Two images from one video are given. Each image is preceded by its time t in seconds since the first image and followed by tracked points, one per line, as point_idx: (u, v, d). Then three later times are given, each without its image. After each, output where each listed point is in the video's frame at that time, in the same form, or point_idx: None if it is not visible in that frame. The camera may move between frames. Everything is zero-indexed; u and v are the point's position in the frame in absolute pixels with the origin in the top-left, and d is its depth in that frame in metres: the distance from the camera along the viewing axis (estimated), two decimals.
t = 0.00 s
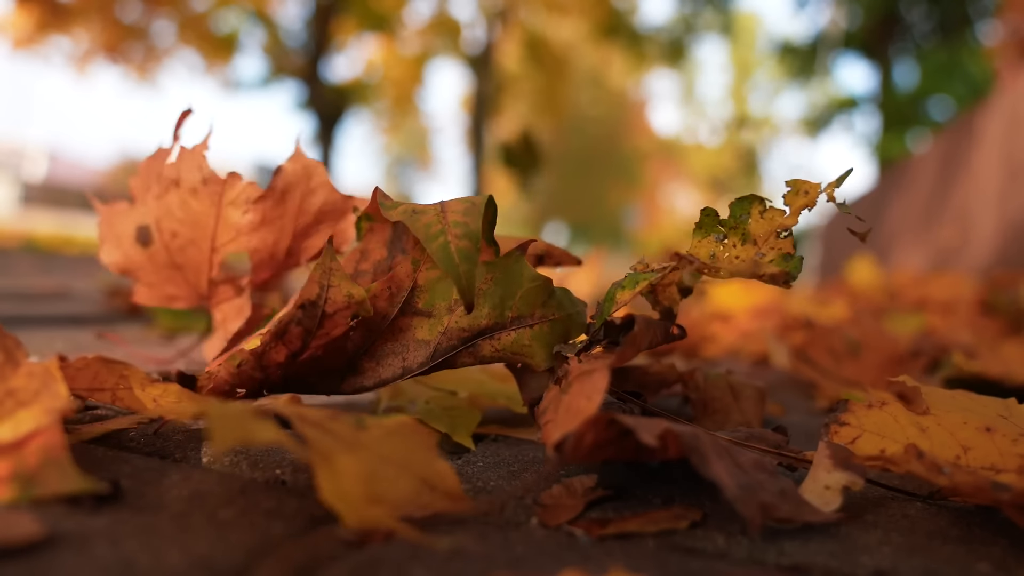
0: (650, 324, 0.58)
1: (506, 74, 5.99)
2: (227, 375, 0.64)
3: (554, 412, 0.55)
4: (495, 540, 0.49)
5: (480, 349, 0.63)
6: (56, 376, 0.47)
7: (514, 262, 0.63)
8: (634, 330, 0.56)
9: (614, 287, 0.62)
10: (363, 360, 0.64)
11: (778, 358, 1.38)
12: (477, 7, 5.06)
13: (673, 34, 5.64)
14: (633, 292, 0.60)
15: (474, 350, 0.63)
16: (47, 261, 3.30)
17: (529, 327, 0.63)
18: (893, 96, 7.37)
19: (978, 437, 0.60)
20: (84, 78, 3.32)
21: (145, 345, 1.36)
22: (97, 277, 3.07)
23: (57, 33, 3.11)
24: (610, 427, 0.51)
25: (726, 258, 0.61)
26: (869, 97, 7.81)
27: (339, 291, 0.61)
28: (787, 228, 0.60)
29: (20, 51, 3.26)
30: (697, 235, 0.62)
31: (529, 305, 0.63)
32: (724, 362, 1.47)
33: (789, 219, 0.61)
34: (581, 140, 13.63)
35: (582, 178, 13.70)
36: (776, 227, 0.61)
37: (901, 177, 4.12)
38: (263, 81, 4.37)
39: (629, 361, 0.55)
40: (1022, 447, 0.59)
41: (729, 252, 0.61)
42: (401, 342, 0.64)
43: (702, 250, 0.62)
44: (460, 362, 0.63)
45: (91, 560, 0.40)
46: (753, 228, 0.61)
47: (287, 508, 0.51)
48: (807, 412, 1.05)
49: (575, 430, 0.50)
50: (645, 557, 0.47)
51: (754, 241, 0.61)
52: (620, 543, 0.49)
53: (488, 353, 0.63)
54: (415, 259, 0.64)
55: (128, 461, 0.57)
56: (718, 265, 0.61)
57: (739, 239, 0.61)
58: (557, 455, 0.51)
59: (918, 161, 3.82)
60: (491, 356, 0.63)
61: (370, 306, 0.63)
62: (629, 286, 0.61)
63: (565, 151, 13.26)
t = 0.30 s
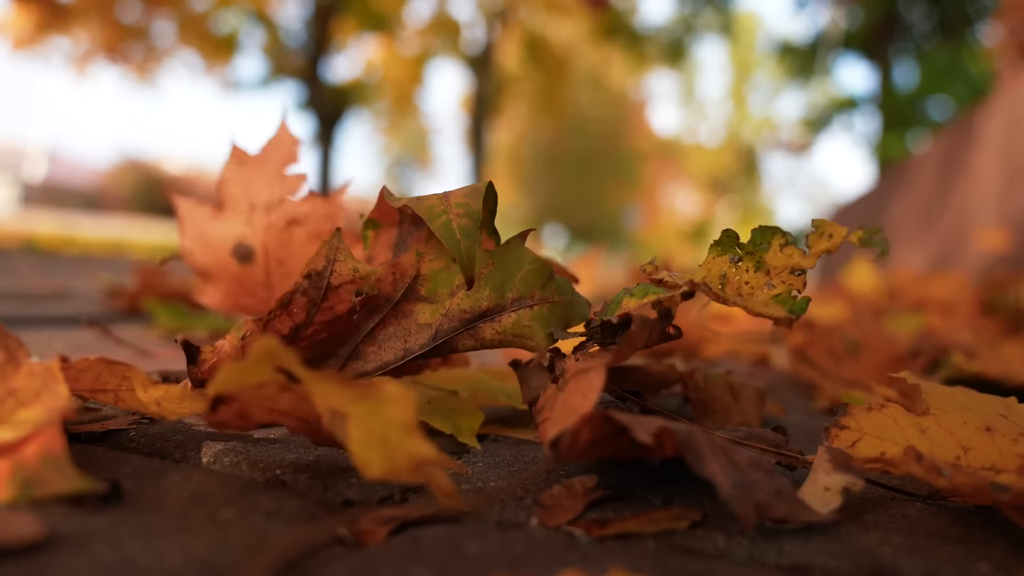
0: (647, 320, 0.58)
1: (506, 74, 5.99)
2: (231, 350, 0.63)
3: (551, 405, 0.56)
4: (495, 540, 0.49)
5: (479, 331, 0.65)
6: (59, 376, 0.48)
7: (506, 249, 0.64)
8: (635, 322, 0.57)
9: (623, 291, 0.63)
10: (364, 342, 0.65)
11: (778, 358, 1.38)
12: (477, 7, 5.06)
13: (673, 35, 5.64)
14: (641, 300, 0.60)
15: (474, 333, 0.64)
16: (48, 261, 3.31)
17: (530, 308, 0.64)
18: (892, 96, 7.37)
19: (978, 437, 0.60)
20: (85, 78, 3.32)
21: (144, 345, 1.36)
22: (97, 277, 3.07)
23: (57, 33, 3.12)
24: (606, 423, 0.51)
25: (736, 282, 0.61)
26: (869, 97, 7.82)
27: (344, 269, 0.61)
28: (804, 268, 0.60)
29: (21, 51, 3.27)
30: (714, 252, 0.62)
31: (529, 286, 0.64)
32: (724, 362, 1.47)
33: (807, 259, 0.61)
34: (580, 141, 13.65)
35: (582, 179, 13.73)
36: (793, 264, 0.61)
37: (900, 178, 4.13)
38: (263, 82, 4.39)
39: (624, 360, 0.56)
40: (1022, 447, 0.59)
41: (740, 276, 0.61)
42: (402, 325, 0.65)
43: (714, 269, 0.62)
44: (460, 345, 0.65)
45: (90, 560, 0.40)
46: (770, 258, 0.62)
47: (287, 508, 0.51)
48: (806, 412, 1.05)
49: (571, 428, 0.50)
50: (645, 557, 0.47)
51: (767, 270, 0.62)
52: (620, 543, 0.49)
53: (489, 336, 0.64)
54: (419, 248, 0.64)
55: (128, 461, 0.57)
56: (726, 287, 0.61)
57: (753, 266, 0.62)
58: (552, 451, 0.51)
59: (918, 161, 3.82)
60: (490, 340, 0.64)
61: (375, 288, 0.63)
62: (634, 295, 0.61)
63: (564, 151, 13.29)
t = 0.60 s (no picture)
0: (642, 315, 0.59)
1: (506, 75, 6.00)
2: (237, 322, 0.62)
3: (552, 407, 0.55)
4: (496, 540, 0.49)
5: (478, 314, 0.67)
6: (57, 376, 0.48)
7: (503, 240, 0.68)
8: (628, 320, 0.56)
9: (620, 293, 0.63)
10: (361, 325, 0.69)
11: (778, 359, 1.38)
12: (477, 8, 5.06)
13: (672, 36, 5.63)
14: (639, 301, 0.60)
15: (473, 314, 0.67)
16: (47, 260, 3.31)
17: (527, 289, 0.68)
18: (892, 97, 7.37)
19: (978, 437, 0.60)
20: (84, 79, 3.32)
21: (144, 344, 1.36)
22: (97, 277, 3.07)
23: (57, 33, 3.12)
24: (608, 427, 0.51)
25: (733, 301, 0.63)
26: (869, 97, 7.80)
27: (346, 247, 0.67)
28: (801, 312, 0.62)
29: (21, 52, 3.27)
30: (723, 265, 0.63)
31: (527, 269, 0.68)
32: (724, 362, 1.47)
33: (809, 307, 0.62)
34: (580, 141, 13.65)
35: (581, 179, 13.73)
36: (792, 306, 0.62)
37: (901, 178, 4.12)
38: (263, 82, 4.39)
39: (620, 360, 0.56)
40: (1022, 447, 0.59)
41: (737, 296, 0.63)
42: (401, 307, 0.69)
43: (716, 281, 0.63)
44: (459, 326, 0.67)
45: (89, 561, 0.40)
46: (773, 290, 0.63)
47: (287, 508, 0.51)
48: (806, 412, 1.06)
49: (572, 432, 0.50)
50: (646, 558, 0.47)
51: (766, 299, 0.63)
52: (620, 544, 0.49)
53: (486, 318, 0.67)
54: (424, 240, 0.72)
55: (129, 460, 0.57)
56: (722, 306, 0.63)
57: (754, 292, 0.63)
58: (554, 457, 0.51)
59: (918, 161, 3.82)
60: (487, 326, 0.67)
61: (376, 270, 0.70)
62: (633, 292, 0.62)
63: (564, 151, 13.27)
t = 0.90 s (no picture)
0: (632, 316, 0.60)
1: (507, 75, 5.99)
2: (249, 297, 0.69)
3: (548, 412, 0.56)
4: (495, 540, 0.49)
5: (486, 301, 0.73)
6: (55, 375, 0.48)
7: (504, 251, 0.75)
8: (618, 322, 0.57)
9: (604, 287, 0.63)
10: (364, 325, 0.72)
11: (778, 359, 1.38)
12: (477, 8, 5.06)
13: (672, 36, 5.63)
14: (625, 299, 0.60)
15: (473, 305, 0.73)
16: (46, 259, 3.30)
17: (526, 287, 0.73)
18: (892, 98, 7.35)
19: (977, 439, 0.60)
20: (84, 79, 3.31)
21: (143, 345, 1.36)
22: (96, 278, 3.06)
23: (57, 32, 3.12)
24: (603, 432, 0.52)
25: (719, 287, 0.63)
26: (869, 97, 7.80)
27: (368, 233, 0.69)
28: (787, 283, 0.62)
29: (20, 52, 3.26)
30: (701, 254, 0.63)
31: (527, 271, 0.74)
32: (723, 363, 1.48)
33: (792, 276, 0.62)
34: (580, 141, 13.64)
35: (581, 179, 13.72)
36: (777, 280, 0.63)
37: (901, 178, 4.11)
38: (263, 81, 4.39)
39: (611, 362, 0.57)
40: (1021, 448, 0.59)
41: (722, 280, 0.63)
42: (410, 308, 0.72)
43: (698, 270, 0.63)
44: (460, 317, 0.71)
45: (88, 561, 0.40)
46: (755, 268, 0.63)
47: (286, 508, 0.51)
48: (805, 412, 1.06)
49: (568, 438, 0.50)
50: (645, 558, 0.47)
51: (750, 278, 0.64)
52: (620, 545, 0.49)
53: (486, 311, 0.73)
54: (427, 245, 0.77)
55: (128, 462, 0.57)
56: (708, 291, 0.63)
57: (736, 273, 0.63)
58: (549, 461, 0.51)
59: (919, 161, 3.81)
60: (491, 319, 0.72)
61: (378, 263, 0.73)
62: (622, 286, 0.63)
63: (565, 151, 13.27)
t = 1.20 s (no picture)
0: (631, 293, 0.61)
1: (507, 74, 6.01)
2: (269, 292, 0.72)
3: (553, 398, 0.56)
4: (495, 541, 0.49)
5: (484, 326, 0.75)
6: (54, 374, 0.48)
7: (504, 277, 0.75)
8: (615, 304, 0.59)
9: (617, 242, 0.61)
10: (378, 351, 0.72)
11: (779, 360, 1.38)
12: (477, 8, 5.13)
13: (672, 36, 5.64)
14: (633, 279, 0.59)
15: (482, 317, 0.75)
16: (46, 259, 3.30)
17: (526, 301, 0.75)
18: (892, 98, 7.35)
19: (977, 439, 0.60)
20: (84, 79, 3.31)
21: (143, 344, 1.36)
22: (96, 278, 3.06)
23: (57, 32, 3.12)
24: (609, 423, 0.52)
25: (721, 306, 0.65)
26: (869, 98, 7.81)
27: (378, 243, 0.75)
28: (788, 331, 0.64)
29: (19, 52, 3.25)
30: (722, 266, 0.64)
31: (529, 288, 0.75)
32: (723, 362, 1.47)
33: (790, 329, 0.65)
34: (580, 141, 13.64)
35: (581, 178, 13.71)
36: (775, 324, 0.65)
37: (901, 179, 4.11)
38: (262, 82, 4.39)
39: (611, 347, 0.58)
40: (1021, 448, 0.59)
41: (730, 300, 0.65)
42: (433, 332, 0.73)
43: (712, 280, 0.64)
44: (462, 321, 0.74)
45: (87, 560, 0.40)
46: (766, 303, 0.65)
47: (286, 508, 0.51)
48: (806, 413, 1.06)
49: (574, 429, 0.50)
50: (646, 558, 0.47)
51: (756, 309, 0.65)
52: (620, 544, 0.49)
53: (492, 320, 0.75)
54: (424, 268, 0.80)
55: (128, 462, 0.57)
56: (713, 306, 0.64)
57: (747, 299, 0.65)
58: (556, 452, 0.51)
59: (918, 161, 3.81)
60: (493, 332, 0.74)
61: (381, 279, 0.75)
62: (640, 274, 0.58)
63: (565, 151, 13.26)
